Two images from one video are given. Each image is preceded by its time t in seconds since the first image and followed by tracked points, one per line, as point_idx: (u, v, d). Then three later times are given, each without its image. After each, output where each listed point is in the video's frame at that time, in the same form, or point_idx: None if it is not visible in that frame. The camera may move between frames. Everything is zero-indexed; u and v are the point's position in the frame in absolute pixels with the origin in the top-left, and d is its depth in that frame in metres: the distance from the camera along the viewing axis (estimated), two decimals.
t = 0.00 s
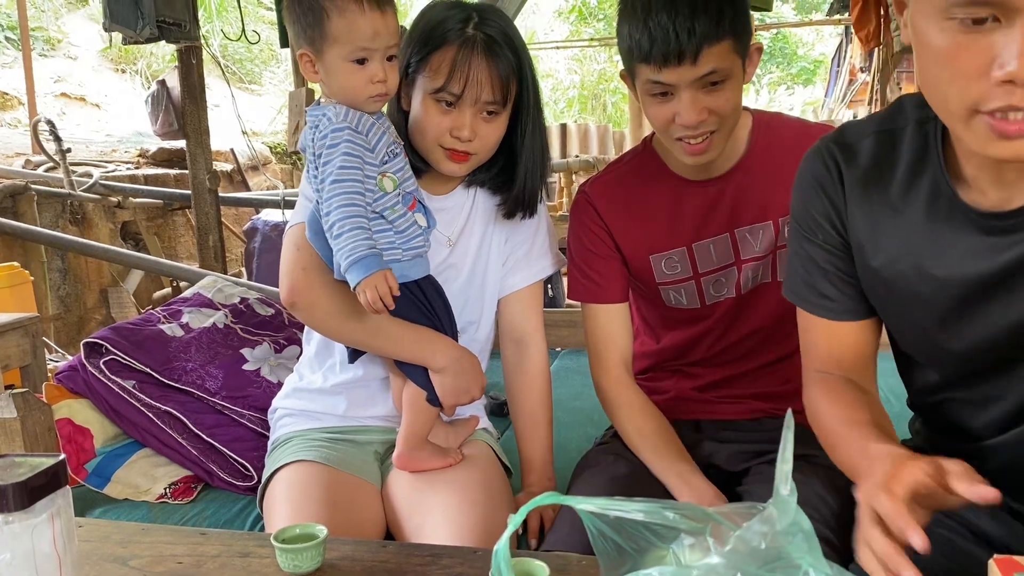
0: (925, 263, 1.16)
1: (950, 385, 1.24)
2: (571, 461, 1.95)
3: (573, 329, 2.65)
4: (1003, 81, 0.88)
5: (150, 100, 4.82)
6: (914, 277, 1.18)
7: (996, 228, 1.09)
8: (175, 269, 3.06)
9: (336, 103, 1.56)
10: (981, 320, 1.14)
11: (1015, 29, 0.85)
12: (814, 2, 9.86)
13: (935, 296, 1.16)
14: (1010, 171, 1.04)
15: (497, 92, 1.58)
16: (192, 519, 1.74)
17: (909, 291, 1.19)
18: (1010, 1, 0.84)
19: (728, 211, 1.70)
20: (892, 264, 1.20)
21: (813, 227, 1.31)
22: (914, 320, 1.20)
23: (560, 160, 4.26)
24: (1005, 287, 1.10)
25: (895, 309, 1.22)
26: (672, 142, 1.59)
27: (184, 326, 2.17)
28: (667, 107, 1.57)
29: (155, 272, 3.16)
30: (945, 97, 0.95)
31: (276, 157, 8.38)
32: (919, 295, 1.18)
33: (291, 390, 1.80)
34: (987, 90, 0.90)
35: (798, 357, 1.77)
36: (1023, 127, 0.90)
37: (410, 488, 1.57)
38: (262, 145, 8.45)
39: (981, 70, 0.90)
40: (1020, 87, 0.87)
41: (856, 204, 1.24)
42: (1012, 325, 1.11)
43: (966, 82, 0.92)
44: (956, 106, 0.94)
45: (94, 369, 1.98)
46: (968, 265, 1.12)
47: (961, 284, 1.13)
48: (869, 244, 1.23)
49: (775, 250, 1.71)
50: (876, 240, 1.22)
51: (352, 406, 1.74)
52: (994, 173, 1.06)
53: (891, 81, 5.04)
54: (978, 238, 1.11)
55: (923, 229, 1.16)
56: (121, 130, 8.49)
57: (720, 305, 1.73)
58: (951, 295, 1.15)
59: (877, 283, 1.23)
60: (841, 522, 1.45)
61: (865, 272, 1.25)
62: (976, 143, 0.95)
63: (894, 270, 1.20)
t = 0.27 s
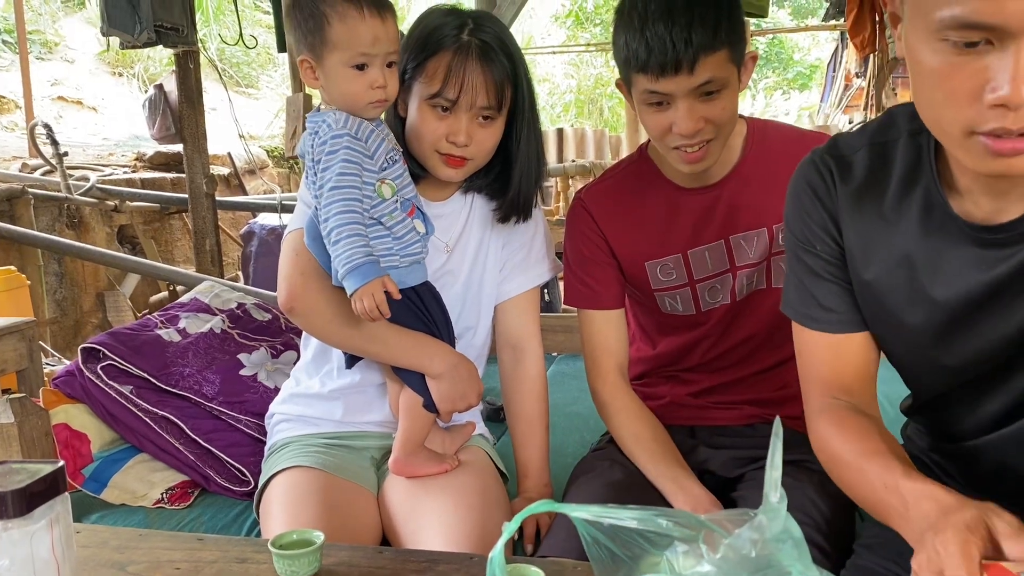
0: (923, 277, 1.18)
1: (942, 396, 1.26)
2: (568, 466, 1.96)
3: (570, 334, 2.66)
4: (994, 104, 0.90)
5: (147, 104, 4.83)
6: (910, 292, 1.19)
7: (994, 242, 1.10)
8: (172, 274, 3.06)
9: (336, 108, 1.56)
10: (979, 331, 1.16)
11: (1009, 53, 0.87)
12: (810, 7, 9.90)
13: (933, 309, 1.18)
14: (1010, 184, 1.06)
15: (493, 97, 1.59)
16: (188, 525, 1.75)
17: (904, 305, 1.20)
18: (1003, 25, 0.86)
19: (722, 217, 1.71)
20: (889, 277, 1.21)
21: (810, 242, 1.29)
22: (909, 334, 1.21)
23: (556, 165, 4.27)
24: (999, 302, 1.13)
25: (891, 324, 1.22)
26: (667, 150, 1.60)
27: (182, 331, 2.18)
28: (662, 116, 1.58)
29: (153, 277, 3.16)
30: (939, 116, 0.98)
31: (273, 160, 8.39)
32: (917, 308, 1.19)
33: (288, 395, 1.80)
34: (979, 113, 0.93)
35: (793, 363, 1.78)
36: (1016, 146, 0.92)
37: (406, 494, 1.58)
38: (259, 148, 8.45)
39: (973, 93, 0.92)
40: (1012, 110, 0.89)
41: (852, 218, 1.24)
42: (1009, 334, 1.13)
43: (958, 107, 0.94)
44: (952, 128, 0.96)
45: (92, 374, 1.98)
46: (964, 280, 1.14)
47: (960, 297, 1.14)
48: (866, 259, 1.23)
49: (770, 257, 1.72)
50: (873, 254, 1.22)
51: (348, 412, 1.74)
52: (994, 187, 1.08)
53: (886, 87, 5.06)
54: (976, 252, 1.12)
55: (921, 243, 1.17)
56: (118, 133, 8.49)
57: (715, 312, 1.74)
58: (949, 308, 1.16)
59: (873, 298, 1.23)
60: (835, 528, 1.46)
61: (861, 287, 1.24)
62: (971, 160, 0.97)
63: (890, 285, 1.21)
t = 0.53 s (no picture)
0: (916, 239, 1.20)
1: (940, 375, 1.26)
2: (563, 470, 1.96)
3: (566, 338, 2.66)
4: (959, 64, 0.94)
5: (144, 108, 4.83)
6: (907, 257, 1.21)
7: (986, 204, 1.12)
8: (168, 277, 3.06)
9: (339, 112, 1.57)
10: (973, 296, 1.17)
11: (972, 13, 0.91)
12: (806, 12, 9.92)
13: (927, 273, 1.20)
14: (1000, 147, 1.07)
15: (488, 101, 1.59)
16: (183, 529, 1.74)
17: (901, 271, 1.22)
18: None
19: (718, 223, 1.71)
20: (885, 241, 1.23)
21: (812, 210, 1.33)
22: (905, 299, 1.23)
23: (553, 169, 4.28)
24: (994, 266, 1.14)
25: (888, 290, 1.25)
26: (657, 157, 1.60)
27: (177, 335, 2.17)
28: (651, 123, 1.58)
29: (149, 280, 3.16)
30: (918, 80, 1.01)
31: (269, 163, 8.39)
32: (912, 272, 1.21)
33: (283, 399, 1.80)
34: (947, 72, 0.96)
35: (787, 367, 1.79)
36: (986, 104, 0.95)
37: (400, 498, 1.58)
38: (255, 152, 8.45)
39: (941, 52, 0.95)
40: (976, 69, 0.93)
41: (851, 183, 1.27)
42: (1003, 300, 1.14)
43: (929, 66, 0.97)
44: (927, 86, 1.00)
45: (87, 377, 1.98)
46: (959, 244, 1.16)
47: (954, 259, 1.16)
48: (863, 224, 1.26)
49: (766, 262, 1.72)
50: (871, 218, 1.25)
51: (343, 416, 1.74)
52: (982, 150, 1.09)
53: (881, 92, 5.07)
54: (969, 214, 1.14)
55: (914, 205, 1.20)
56: (114, 136, 8.49)
57: (711, 317, 1.75)
58: (942, 271, 1.18)
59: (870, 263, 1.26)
60: (829, 532, 1.46)
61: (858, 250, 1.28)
62: (947, 122, 1.00)
63: (888, 251, 1.23)
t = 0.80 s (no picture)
0: (927, 216, 1.26)
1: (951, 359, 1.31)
2: (559, 473, 1.96)
3: (562, 341, 2.66)
4: (986, 32, 1.03)
5: (139, 110, 4.83)
6: (920, 236, 1.27)
7: (995, 174, 1.19)
8: (163, 280, 3.05)
9: (343, 116, 1.57)
10: (986, 268, 1.22)
11: None
12: (802, 15, 9.94)
13: (940, 248, 1.25)
14: (1009, 118, 1.14)
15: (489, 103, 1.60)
16: (177, 533, 1.74)
17: (915, 249, 1.28)
18: None
19: (716, 226, 1.71)
20: (898, 221, 1.29)
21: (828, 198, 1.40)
22: (920, 277, 1.29)
23: (548, 172, 4.28)
24: (1004, 239, 1.20)
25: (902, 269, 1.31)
26: (655, 160, 1.61)
27: (172, 338, 2.17)
28: (650, 126, 1.58)
29: (144, 283, 3.15)
30: (942, 51, 1.10)
31: (266, 166, 8.39)
32: (925, 247, 1.27)
33: (278, 402, 1.80)
34: (974, 42, 1.04)
35: (783, 370, 1.79)
36: (1008, 70, 1.05)
37: (396, 502, 1.57)
38: (251, 155, 8.45)
39: (967, 24, 1.04)
40: (1002, 36, 1.02)
41: (863, 169, 1.34)
42: (1015, 270, 1.19)
43: (957, 37, 1.06)
44: (951, 58, 1.09)
45: (81, 381, 1.98)
46: (970, 219, 1.21)
47: (966, 230, 1.22)
48: (876, 207, 1.32)
49: (763, 266, 1.73)
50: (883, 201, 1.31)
51: (339, 419, 1.74)
52: (992, 120, 1.16)
53: (876, 95, 5.08)
54: (979, 186, 1.20)
55: (926, 183, 1.26)
56: (110, 139, 8.48)
57: (708, 321, 1.75)
58: (956, 245, 1.24)
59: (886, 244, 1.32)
60: (825, 535, 1.46)
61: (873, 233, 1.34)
62: (971, 90, 1.09)
63: (902, 230, 1.29)
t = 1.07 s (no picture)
0: (937, 204, 1.28)
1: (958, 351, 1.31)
2: (556, 476, 1.95)
3: (560, 343, 2.66)
4: (1008, 30, 1.05)
5: (137, 113, 4.82)
6: (932, 221, 1.28)
7: (1003, 158, 1.21)
8: (160, 283, 3.05)
9: (347, 117, 1.56)
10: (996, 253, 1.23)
11: None
12: (800, 17, 9.95)
13: (950, 235, 1.27)
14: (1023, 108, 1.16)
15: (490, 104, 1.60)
16: (173, 536, 1.73)
17: (926, 236, 1.30)
18: None
19: (718, 227, 1.71)
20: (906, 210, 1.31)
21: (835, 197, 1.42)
22: (930, 267, 1.30)
23: (546, 175, 4.28)
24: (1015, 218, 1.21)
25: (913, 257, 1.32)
26: (672, 162, 1.58)
27: (168, 341, 2.16)
28: (671, 127, 1.56)
29: (141, 285, 3.15)
30: (961, 49, 1.12)
31: (263, 168, 8.38)
32: (936, 231, 1.28)
33: (274, 405, 1.79)
34: (995, 40, 1.07)
35: (783, 372, 1.79)
36: None
37: (393, 505, 1.57)
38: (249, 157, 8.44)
39: (989, 22, 1.06)
40: None
41: (867, 164, 1.36)
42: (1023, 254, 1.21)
43: (978, 35, 1.08)
44: (973, 55, 1.11)
45: (77, 384, 1.97)
46: (980, 199, 1.23)
47: (977, 213, 1.24)
48: (884, 201, 1.34)
49: (763, 269, 1.72)
50: (890, 194, 1.33)
51: (335, 422, 1.74)
52: (1003, 110, 1.19)
53: (875, 97, 5.08)
54: (988, 169, 1.23)
55: (933, 172, 1.28)
56: (107, 141, 8.47)
57: (708, 323, 1.74)
58: (966, 230, 1.25)
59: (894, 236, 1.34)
60: (822, 538, 1.46)
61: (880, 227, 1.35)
62: (991, 86, 1.12)
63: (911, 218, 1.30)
